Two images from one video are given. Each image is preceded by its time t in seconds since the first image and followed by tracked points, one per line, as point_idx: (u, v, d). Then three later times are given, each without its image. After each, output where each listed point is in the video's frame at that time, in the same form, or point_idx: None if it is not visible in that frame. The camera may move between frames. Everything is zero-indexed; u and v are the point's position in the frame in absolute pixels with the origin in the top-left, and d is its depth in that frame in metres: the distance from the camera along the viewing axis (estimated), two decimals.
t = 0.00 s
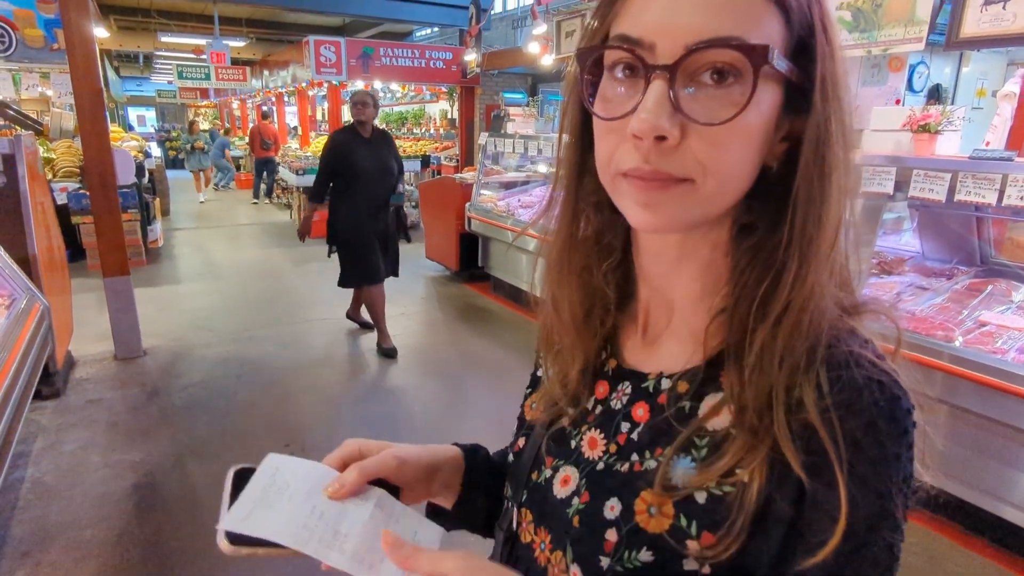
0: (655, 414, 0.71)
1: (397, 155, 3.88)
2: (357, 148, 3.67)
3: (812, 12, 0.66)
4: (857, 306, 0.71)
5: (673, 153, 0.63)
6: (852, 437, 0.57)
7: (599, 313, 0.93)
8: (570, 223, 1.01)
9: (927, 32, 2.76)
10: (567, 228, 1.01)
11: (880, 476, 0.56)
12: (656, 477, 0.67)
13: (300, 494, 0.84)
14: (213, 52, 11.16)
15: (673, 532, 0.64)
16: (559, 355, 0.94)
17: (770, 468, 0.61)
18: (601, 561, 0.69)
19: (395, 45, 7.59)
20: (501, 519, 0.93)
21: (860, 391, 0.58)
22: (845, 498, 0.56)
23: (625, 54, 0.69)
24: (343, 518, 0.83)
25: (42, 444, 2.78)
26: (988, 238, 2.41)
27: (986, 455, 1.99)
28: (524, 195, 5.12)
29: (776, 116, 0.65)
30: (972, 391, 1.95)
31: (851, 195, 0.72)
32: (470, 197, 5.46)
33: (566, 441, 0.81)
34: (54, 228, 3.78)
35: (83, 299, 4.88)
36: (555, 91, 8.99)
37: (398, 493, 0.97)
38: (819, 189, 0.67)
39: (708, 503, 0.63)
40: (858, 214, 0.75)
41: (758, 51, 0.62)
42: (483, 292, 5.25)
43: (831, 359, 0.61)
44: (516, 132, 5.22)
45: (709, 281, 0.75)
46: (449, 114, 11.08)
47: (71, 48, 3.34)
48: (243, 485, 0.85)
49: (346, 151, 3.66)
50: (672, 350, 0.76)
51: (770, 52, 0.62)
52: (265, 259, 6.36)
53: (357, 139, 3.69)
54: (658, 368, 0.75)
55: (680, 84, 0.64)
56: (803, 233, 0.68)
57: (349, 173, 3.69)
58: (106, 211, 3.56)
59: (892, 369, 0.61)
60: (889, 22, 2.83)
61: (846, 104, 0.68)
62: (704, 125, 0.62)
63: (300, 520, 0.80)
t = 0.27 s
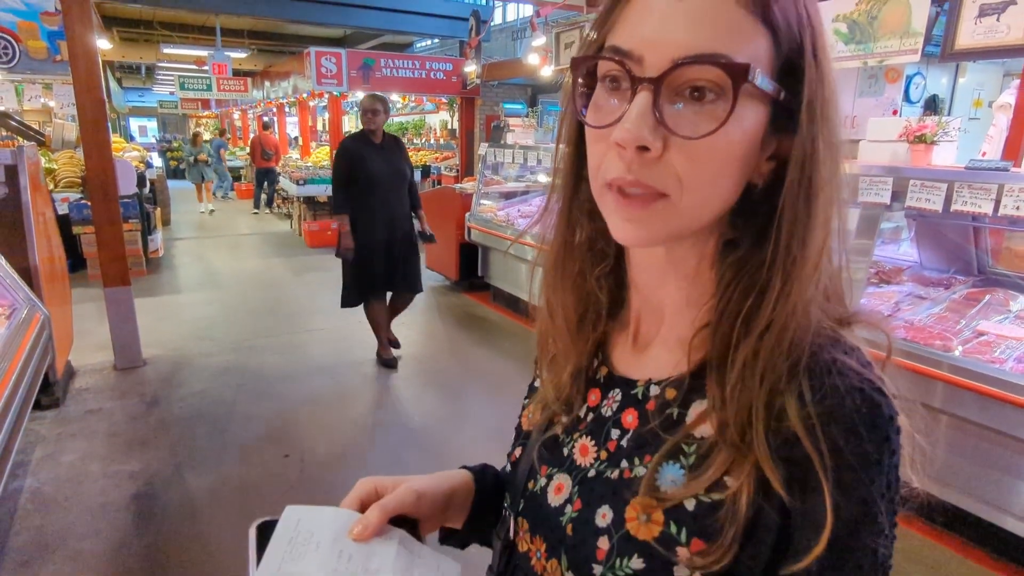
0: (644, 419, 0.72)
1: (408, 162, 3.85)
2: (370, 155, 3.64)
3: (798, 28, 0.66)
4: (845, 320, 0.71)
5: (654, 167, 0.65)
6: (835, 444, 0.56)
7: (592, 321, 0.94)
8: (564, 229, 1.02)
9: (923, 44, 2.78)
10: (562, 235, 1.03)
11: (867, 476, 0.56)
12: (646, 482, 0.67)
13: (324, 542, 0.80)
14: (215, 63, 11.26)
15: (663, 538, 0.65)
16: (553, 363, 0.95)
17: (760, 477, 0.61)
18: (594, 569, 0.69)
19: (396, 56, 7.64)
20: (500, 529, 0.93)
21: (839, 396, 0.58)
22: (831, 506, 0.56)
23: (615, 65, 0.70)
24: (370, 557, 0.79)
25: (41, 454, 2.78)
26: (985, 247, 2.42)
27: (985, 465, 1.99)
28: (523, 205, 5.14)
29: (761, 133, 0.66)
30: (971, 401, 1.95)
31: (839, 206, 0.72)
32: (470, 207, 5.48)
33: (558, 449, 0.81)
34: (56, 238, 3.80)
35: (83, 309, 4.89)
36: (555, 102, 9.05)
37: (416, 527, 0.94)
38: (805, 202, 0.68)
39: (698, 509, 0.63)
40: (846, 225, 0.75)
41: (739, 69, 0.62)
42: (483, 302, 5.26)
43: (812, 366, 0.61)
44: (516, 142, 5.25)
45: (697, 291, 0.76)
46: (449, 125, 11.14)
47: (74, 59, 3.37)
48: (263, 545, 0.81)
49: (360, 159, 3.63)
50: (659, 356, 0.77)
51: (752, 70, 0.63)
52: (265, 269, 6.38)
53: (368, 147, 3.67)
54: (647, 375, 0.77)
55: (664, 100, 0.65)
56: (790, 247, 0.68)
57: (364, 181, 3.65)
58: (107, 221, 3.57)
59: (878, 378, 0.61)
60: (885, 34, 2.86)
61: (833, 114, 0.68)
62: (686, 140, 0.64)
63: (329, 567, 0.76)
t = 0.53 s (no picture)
0: (628, 424, 0.73)
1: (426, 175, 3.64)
2: (382, 167, 3.45)
3: (807, 51, 0.67)
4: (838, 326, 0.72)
5: (661, 151, 0.65)
6: (813, 449, 0.57)
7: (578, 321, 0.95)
8: (557, 240, 1.04)
9: (919, 54, 2.81)
10: (556, 231, 1.04)
11: (848, 478, 0.57)
12: (630, 487, 0.68)
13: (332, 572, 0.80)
14: (217, 73, 11.34)
15: (650, 542, 0.66)
16: (541, 365, 0.96)
17: (745, 484, 0.61)
18: None
19: (396, 66, 7.68)
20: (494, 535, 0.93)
21: (815, 399, 0.58)
22: (814, 511, 0.57)
23: (638, 47, 0.71)
24: None
25: (41, 462, 2.77)
26: (983, 255, 2.43)
27: (985, 472, 1.98)
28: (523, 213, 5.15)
29: (762, 149, 0.67)
30: (970, 408, 1.95)
31: (833, 219, 0.73)
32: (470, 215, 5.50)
33: (547, 455, 0.82)
34: (57, 246, 3.81)
35: (83, 318, 4.89)
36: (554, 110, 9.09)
37: (422, 547, 0.94)
38: (801, 209, 0.69)
39: (685, 513, 0.65)
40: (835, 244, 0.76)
41: (759, 68, 0.63)
42: (482, 309, 5.26)
43: (792, 368, 0.62)
44: (515, 151, 5.28)
45: (682, 294, 0.77)
46: (449, 133, 11.21)
47: (76, 68, 3.39)
48: None
49: (372, 172, 3.44)
50: (644, 358, 0.78)
51: (769, 72, 0.64)
52: (265, 277, 6.38)
53: (382, 159, 3.47)
54: (631, 379, 0.77)
55: (680, 89, 0.66)
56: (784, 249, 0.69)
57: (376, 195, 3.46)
58: (109, 229, 3.58)
59: (858, 378, 0.61)
60: (881, 43, 2.88)
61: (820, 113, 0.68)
62: (698, 124, 0.64)
63: None
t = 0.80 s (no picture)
0: (622, 424, 0.74)
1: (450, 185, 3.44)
2: (405, 176, 3.27)
3: (806, 70, 0.69)
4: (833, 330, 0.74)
5: (671, 165, 0.65)
6: (806, 442, 0.58)
7: (578, 328, 0.97)
8: (558, 237, 1.03)
9: (916, 62, 2.83)
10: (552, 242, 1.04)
11: (841, 471, 0.57)
12: (625, 487, 0.69)
13: None
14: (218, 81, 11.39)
15: (648, 541, 0.66)
16: (539, 372, 0.97)
17: (739, 480, 0.62)
18: None
19: (397, 74, 7.73)
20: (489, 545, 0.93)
21: (807, 393, 0.60)
22: (810, 505, 0.58)
23: (643, 65, 0.71)
24: None
25: (40, 470, 2.77)
26: (982, 262, 2.44)
27: (985, 480, 1.98)
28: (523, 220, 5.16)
29: (762, 161, 0.68)
30: (970, 416, 1.95)
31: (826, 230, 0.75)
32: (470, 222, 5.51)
33: (542, 459, 0.83)
34: (57, 253, 3.82)
35: (83, 325, 4.89)
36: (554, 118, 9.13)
37: (418, 564, 0.94)
38: (800, 216, 0.70)
39: (680, 510, 0.65)
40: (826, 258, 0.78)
41: (763, 88, 0.65)
42: (482, 317, 5.27)
43: (784, 365, 0.63)
44: (515, 158, 5.30)
45: (675, 300, 0.78)
46: (449, 141, 11.27)
47: (79, 76, 3.41)
48: None
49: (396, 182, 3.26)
50: (637, 361, 0.79)
51: (773, 93, 0.66)
52: (265, 285, 6.39)
53: (404, 167, 3.28)
54: (625, 380, 0.79)
55: (690, 105, 0.66)
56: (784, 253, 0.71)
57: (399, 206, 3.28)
58: (109, 237, 3.59)
59: (849, 375, 0.62)
60: (878, 52, 2.91)
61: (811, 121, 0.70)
62: (710, 143, 0.65)
63: None
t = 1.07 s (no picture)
0: (610, 430, 0.75)
1: (468, 192, 3.31)
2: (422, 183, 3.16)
3: (789, 77, 0.69)
4: (822, 331, 0.74)
5: (631, 192, 0.68)
6: (789, 440, 0.58)
7: (565, 336, 0.97)
8: (546, 239, 1.05)
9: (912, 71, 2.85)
10: (543, 250, 1.06)
11: (827, 468, 0.58)
12: (614, 493, 0.70)
13: None
14: (219, 89, 11.44)
15: (639, 545, 0.67)
16: (530, 377, 0.98)
17: (726, 483, 0.62)
18: None
19: (397, 82, 7.77)
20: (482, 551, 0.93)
21: (790, 394, 0.60)
22: (796, 506, 0.58)
23: (611, 87, 0.72)
24: None
25: (39, 478, 2.77)
26: (979, 270, 2.45)
27: (985, 488, 1.97)
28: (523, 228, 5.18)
29: (732, 182, 0.69)
30: (969, 424, 1.95)
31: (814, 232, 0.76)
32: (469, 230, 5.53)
33: (533, 466, 0.83)
34: (58, 261, 3.82)
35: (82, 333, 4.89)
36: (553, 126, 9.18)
37: None
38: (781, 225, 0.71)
39: (671, 516, 0.66)
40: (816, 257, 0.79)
41: (724, 117, 0.65)
42: (482, 324, 5.27)
43: (766, 366, 0.64)
44: (515, 166, 5.33)
45: (658, 307, 0.79)
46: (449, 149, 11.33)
47: (81, 85, 3.43)
48: None
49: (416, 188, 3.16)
50: (625, 368, 0.80)
51: (737, 123, 0.66)
52: (265, 292, 6.40)
53: (420, 173, 3.17)
54: (613, 386, 0.79)
55: (651, 137, 0.68)
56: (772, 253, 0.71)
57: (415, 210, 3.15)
58: (110, 244, 3.60)
59: (830, 372, 0.63)
60: (874, 61, 2.93)
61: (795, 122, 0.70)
62: (668, 174, 0.67)
63: None
